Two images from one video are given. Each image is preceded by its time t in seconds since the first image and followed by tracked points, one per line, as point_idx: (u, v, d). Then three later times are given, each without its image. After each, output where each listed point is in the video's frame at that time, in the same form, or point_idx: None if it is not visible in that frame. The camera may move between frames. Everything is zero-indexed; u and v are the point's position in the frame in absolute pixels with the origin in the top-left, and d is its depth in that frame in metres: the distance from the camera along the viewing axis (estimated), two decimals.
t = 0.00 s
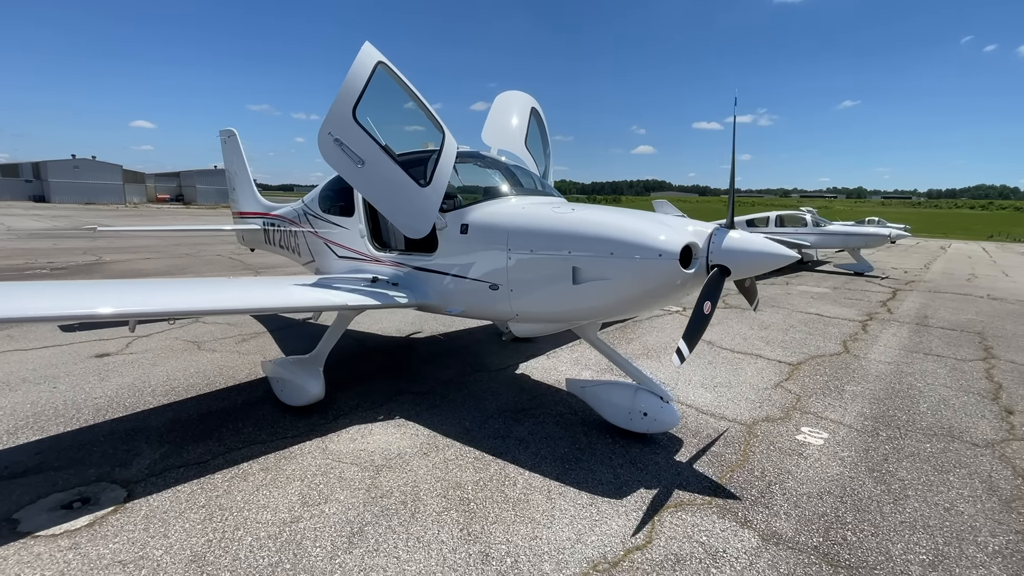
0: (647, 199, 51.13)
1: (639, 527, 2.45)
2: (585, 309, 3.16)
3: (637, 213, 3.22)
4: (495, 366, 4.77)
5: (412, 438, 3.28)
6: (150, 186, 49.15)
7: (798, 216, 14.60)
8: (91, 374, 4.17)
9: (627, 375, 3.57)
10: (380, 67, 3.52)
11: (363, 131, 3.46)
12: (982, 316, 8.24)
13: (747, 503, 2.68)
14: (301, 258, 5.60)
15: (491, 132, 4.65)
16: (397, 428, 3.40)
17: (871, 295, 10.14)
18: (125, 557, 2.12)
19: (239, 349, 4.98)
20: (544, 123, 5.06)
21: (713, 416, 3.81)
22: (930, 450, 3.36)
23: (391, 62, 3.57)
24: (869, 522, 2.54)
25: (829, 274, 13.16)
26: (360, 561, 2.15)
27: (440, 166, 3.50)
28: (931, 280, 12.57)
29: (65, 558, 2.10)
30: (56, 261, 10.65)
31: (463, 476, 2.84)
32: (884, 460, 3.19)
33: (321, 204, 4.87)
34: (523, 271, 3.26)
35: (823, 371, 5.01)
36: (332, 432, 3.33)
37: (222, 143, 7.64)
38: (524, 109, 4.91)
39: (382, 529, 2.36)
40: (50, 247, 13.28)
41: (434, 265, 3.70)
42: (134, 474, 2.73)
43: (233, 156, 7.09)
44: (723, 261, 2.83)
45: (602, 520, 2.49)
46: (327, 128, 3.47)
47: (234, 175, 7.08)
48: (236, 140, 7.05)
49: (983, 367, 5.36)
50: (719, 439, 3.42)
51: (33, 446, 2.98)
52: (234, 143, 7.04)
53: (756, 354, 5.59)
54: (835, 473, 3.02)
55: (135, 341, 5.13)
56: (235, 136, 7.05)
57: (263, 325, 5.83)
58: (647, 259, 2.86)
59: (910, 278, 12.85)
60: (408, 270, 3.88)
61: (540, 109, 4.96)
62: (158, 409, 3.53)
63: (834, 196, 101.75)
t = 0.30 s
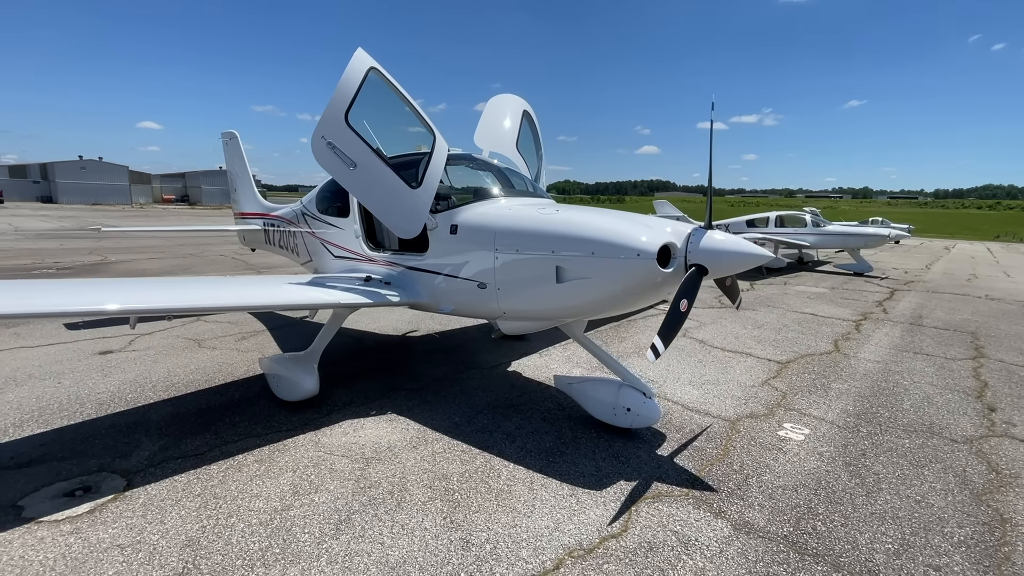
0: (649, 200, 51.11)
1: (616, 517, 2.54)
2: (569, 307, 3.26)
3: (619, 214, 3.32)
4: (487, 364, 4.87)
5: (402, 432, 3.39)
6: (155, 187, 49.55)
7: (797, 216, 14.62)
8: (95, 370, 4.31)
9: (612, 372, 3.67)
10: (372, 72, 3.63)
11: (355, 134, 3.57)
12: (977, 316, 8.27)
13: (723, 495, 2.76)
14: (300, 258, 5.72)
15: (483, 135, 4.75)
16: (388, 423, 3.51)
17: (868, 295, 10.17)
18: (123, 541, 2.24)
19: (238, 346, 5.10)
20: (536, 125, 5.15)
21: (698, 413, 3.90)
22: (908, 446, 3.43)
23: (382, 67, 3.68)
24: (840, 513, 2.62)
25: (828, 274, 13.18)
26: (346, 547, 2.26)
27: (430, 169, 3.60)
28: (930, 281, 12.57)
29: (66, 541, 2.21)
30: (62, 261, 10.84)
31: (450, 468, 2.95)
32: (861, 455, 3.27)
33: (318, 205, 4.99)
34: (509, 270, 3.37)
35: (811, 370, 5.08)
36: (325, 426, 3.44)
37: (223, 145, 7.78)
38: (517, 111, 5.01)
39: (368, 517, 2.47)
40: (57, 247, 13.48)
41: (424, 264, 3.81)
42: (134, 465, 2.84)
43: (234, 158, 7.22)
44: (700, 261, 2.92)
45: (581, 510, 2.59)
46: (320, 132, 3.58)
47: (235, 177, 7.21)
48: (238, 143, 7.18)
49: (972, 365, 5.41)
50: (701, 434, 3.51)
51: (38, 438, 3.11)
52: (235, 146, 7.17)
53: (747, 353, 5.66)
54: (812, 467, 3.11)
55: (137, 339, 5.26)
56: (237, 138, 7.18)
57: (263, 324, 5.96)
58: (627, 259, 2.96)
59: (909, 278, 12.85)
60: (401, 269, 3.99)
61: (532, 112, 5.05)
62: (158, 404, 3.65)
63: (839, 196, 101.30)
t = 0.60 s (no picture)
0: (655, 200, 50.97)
1: (609, 516, 2.56)
2: (565, 308, 3.28)
3: (615, 215, 3.34)
4: (487, 363, 4.89)
5: (400, 430, 3.42)
6: (164, 187, 50.01)
7: (803, 216, 14.54)
8: (100, 368, 4.37)
9: (609, 371, 3.69)
10: (371, 74, 3.66)
11: (353, 136, 3.60)
12: (983, 317, 8.19)
13: (717, 495, 2.77)
14: (302, 258, 5.77)
15: (483, 135, 4.78)
16: (386, 421, 3.54)
17: (873, 295, 10.10)
18: (123, 536, 2.28)
19: (241, 346, 5.16)
20: (536, 126, 5.17)
21: (696, 413, 3.91)
22: (906, 447, 3.42)
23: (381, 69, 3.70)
24: (834, 514, 2.62)
25: (833, 275, 13.09)
26: (341, 543, 2.29)
27: (428, 170, 3.63)
28: (937, 281, 12.46)
29: (68, 536, 2.26)
30: (71, 261, 10.98)
31: (446, 466, 2.97)
32: (858, 456, 3.26)
33: (319, 205, 5.03)
34: (506, 270, 3.39)
35: (812, 371, 5.07)
36: (324, 424, 3.48)
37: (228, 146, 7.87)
38: (516, 112, 5.03)
39: (364, 514, 2.50)
40: (66, 247, 13.66)
41: (423, 264, 3.84)
42: (135, 462, 2.89)
43: (239, 160, 7.29)
44: (695, 262, 2.93)
45: (575, 509, 2.61)
46: (319, 134, 3.62)
47: (240, 178, 7.28)
48: (242, 144, 7.25)
49: (975, 367, 5.37)
50: (698, 435, 3.51)
51: (43, 434, 3.18)
52: (240, 147, 7.24)
53: (747, 354, 5.66)
54: (808, 467, 3.11)
55: (143, 338, 5.33)
56: (242, 139, 7.24)
57: (266, 323, 6.02)
58: (621, 259, 2.98)
59: (916, 279, 12.75)
60: (400, 269, 4.02)
61: (533, 113, 5.07)
62: (161, 402, 3.71)
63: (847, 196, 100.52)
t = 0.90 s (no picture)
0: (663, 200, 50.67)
1: (612, 526, 2.49)
2: (567, 310, 3.21)
3: (619, 215, 3.26)
4: (490, 366, 4.83)
5: (399, 435, 3.37)
6: (175, 187, 50.49)
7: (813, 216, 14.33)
8: (102, 369, 4.37)
9: (613, 376, 3.61)
10: (371, 73, 3.62)
11: (353, 135, 3.55)
12: (1000, 320, 7.99)
13: (723, 505, 2.69)
14: (305, 259, 5.75)
15: (485, 135, 4.72)
16: (385, 425, 3.49)
17: (886, 297, 9.92)
18: (115, 543, 2.24)
19: (244, 347, 5.14)
20: (540, 125, 5.11)
21: (702, 419, 3.82)
22: (920, 456, 3.31)
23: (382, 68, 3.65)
24: (845, 526, 2.53)
25: (845, 276, 12.88)
26: (334, 552, 2.24)
27: (429, 170, 3.58)
28: (951, 283, 12.22)
29: (59, 542, 2.23)
30: (80, 261, 11.08)
31: (445, 473, 2.91)
32: (870, 465, 3.16)
33: (322, 206, 5.00)
34: (507, 272, 3.33)
35: (822, 375, 4.95)
36: (323, 428, 3.43)
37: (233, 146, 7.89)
38: (520, 111, 4.97)
39: (359, 522, 2.45)
40: (77, 247, 13.81)
41: (424, 265, 3.79)
42: (131, 465, 2.86)
43: (244, 160, 7.28)
44: (702, 265, 2.84)
45: (575, 518, 2.54)
46: (319, 135, 3.58)
47: (245, 178, 7.27)
48: (247, 144, 7.24)
49: (992, 372, 5.22)
50: (704, 441, 3.43)
51: (41, 437, 3.16)
52: (245, 147, 7.24)
53: (755, 357, 5.55)
54: (818, 477, 3.01)
55: (146, 338, 5.33)
56: (247, 140, 7.24)
57: (269, 324, 6.00)
58: (624, 261, 2.90)
59: (930, 280, 12.51)
60: (401, 271, 3.97)
61: (537, 112, 5.00)
62: (161, 404, 3.68)
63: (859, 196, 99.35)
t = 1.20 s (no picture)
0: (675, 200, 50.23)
1: (617, 544, 2.38)
2: (572, 317, 3.11)
3: (626, 219, 3.15)
4: (495, 371, 4.74)
5: (400, 443, 3.28)
6: (189, 188, 51.14)
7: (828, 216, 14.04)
8: (106, 372, 4.35)
9: (620, 384, 3.50)
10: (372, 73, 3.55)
11: (354, 136, 3.48)
12: None
13: (735, 522, 2.56)
14: (310, 261, 5.71)
15: (491, 136, 4.63)
16: (386, 433, 3.41)
17: (904, 300, 9.66)
18: (104, 556, 2.19)
19: (248, 350, 5.10)
20: (547, 125, 5.01)
21: (713, 428, 3.69)
22: (944, 471, 3.15)
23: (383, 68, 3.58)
24: (865, 548, 2.40)
25: (861, 278, 12.59)
26: (327, 569, 2.16)
27: (432, 171, 3.50)
28: (973, 285, 11.87)
29: (48, 554, 2.18)
30: (93, 261, 11.20)
31: (445, 484, 2.82)
32: (891, 480, 3.01)
33: (326, 207, 4.95)
34: (511, 277, 3.24)
35: (838, 383, 4.79)
36: (323, 435, 3.36)
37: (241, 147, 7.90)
38: (526, 111, 4.88)
39: (355, 537, 2.36)
40: (91, 247, 13.98)
41: (426, 269, 3.71)
42: (127, 473, 2.81)
43: (251, 162, 7.28)
44: (712, 270, 2.73)
45: (579, 535, 2.43)
46: (318, 136, 3.51)
47: (252, 179, 7.26)
48: (254, 146, 7.23)
49: (1018, 380, 5.01)
50: (715, 453, 3.30)
51: (40, 442, 3.13)
52: (252, 149, 7.23)
53: (769, 363, 5.40)
54: (835, 493, 2.87)
55: (151, 340, 5.32)
56: (254, 141, 7.23)
57: (275, 326, 5.97)
58: (631, 267, 2.80)
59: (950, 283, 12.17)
60: (404, 274, 3.90)
61: (544, 112, 4.90)
62: (161, 409, 3.64)
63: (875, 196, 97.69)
